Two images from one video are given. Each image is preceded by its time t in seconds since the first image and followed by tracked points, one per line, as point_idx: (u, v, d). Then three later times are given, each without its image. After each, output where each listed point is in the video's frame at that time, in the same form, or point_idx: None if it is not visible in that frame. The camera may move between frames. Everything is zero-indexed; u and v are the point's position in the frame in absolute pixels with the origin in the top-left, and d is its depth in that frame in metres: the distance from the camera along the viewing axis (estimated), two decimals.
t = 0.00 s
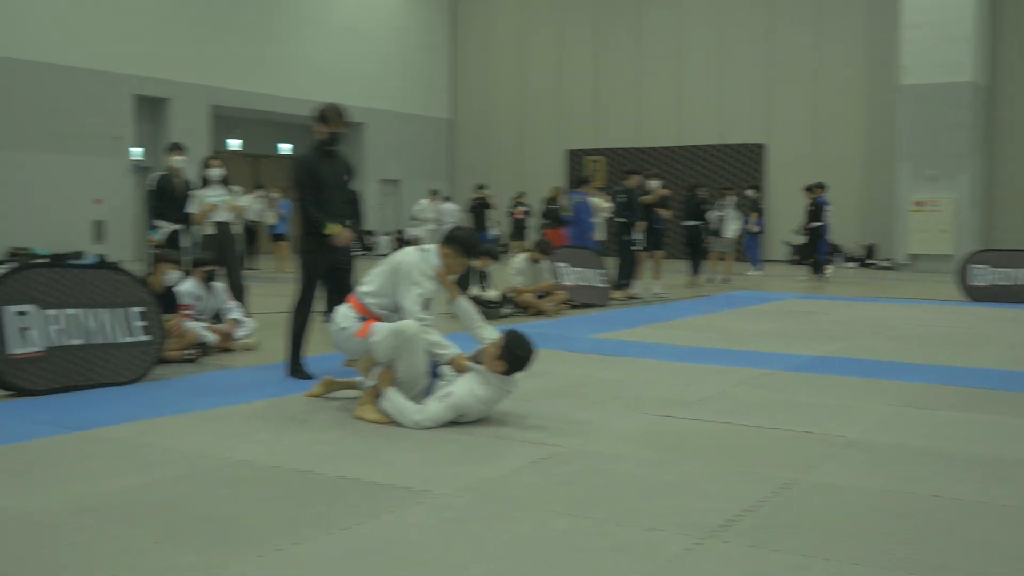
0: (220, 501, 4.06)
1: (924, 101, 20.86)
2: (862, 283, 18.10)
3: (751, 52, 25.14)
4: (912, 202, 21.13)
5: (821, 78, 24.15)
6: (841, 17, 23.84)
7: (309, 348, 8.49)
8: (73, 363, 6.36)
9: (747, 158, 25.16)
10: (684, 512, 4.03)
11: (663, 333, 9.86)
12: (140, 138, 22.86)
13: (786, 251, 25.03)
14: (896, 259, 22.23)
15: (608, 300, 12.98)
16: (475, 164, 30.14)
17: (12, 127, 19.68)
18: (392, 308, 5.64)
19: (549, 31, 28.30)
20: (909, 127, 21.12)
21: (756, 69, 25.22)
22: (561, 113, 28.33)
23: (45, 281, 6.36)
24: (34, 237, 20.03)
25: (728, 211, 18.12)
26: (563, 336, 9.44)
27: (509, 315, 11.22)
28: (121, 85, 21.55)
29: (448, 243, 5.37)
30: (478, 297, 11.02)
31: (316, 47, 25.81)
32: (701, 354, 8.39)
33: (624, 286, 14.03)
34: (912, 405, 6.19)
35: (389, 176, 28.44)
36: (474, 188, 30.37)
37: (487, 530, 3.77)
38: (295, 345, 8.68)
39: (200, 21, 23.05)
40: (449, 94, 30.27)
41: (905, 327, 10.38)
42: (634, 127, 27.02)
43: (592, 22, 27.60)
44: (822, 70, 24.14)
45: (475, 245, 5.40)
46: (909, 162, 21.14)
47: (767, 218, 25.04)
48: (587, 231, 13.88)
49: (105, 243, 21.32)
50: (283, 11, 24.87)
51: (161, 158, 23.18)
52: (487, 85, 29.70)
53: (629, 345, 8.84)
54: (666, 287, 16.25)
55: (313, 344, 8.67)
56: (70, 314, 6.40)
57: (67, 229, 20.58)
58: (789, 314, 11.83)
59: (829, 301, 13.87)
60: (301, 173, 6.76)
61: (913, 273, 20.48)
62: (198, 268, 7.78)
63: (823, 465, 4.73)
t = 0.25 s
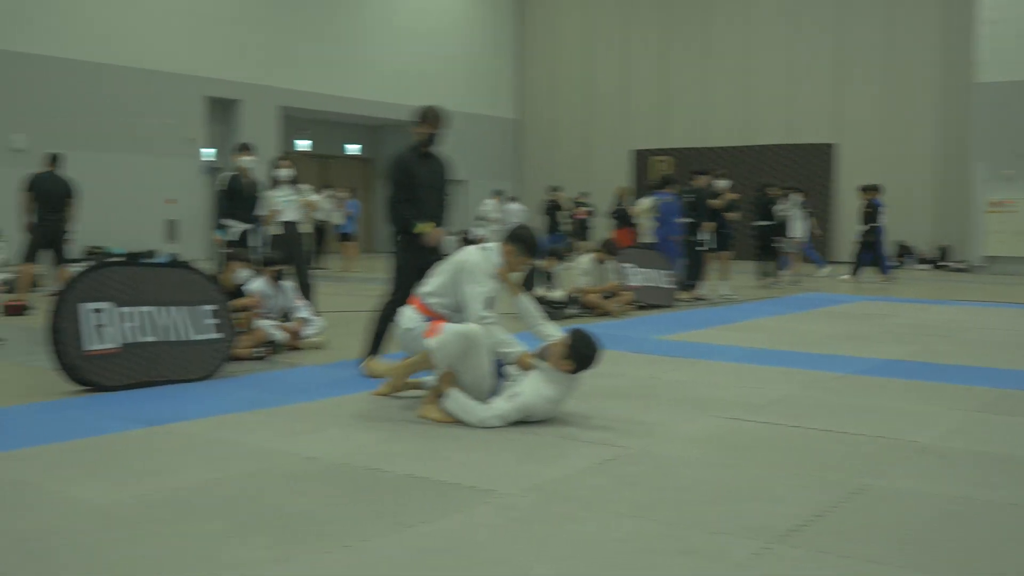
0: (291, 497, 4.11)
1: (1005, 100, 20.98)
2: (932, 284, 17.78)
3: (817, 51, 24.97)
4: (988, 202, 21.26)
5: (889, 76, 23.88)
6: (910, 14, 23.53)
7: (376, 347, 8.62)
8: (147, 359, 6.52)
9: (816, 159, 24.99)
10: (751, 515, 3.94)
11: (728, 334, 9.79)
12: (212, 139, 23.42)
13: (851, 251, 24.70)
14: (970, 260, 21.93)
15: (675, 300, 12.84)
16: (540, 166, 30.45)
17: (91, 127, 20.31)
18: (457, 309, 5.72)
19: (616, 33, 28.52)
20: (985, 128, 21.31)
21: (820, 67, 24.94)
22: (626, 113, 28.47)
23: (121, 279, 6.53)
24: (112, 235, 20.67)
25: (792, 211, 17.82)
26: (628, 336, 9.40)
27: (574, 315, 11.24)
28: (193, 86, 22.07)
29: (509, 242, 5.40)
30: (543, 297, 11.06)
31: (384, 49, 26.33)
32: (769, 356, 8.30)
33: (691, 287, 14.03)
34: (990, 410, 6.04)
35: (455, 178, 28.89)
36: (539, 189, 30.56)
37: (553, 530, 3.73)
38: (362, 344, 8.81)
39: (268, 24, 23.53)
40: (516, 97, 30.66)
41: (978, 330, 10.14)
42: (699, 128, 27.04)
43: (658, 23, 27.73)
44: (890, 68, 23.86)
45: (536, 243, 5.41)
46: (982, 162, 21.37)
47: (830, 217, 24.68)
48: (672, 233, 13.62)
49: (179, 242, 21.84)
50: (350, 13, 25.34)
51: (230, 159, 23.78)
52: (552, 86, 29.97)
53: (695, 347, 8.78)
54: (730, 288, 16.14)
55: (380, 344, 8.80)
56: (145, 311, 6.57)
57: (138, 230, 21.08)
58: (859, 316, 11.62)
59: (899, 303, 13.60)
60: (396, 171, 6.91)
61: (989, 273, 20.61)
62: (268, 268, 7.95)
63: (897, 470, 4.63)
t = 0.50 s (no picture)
0: (322, 496, 4.14)
1: None
2: (969, 284, 17.57)
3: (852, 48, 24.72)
4: None
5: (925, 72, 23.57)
6: (947, 9, 23.21)
7: (407, 346, 8.68)
8: (180, 358, 6.60)
9: (850, 158, 24.64)
10: (780, 516, 3.91)
11: (760, 334, 9.74)
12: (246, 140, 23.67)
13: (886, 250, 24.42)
14: (1007, 260, 21.65)
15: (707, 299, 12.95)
16: (571, 165, 30.45)
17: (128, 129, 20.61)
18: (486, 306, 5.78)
19: (647, 31, 28.44)
20: None
21: (855, 64, 24.69)
22: (658, 111, 28.37)
23: (154, 279, 6.62)
24: (148, 235, 21.00)
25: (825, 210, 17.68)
26: (658, 337, 9.36)
27: (605, 315, 11.24)
28: (229, 88, 22.31)
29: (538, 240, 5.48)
30: (574, 297, 11.07)
31: (415, 50, 26.47)
32: (801, 356, 8.25)
33: (722, 286, 13.86)
34: None
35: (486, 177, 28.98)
36: (570, 188, 30.56)
37: (581, 530, 3.73)
38: (392, 343, 8.87)
39: (302, 26, 23.71)
40: (547, 95, 30.68)
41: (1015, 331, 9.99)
42: (731, 126, 26.88)
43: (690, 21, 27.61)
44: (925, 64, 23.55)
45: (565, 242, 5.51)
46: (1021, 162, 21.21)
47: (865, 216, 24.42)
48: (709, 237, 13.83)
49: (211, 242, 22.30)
50: (383, 14, 25.51)
51: (265, 160, 24.04)
52: (583, 85, 29.96)
53: (725, 347, 8.75)
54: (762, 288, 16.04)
55: (411, 343, 8.86)
56: (177, 311, 6.66)
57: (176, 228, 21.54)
58: (893, 316, 11.48)
59: (936, 303, 13.43)
60: (454, 170, 7.45)
61: None
62: (298, 269, 7.99)
63: (927, 472, 4.58)
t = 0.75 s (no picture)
0: (313, 496, 4.13)
1: None
2: (957, 283, 17.66)
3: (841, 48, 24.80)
4: (1014, 201, 21.03)
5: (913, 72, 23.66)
6: (936, 9, 23.32)
7: (398, 346, 8.67)
8: (169, 358, 6.57)
9: (839, 157, 24.75)
10: (771, 515, 3.92)
11: (751, 333, 9.77)
12: (235, 139, 23.60)
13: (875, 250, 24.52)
14: (995, 259, 21.80)
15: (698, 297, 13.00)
16: (561, 164, 30.49)
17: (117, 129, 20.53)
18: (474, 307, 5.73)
19: (638, 31, 28.47)
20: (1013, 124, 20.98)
21: (844, 64, 24.77)
22: (648, 111, 28.41)
23: (143, 279, 6.59)
24: (136, 235, 20.95)
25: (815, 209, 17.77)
26: (649, 336, 9.38)
27: (595, 314, 11.27)
28: (218, 87, 22.24)
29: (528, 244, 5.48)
30: (565, 296, 11.09)
31: (405, 49, 26.43)
32: (791, 355, 8.28)
33: (712, 286, 13.90)
34: (1012, 409, 5.99)
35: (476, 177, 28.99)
36: (560, 187, 30.59)
37: (573, 530, 3.72)
38: (382, 343, 8.85)
39: (292, 25, 23.65)
40: (537, 95, 30.71)
41: (1003, 329, 10.05)
42: (720, 126, 26.94)
43: (679, 21, 27.66)
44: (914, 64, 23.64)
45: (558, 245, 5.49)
46: (1009, 161, 21.13)
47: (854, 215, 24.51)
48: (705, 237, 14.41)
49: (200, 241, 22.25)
50: (373, 13, 25.47)
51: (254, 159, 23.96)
52: (573, 84, 29.98)
53: (716, 346, 8.76)
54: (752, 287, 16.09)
55: (401, 343, 8.85)
56: (166, 310, 6.63)
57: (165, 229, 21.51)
58: (882, 315, 11.53)
59: (925, 302, 13.50)
60: (465, 172, 7.45)
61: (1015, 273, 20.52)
62: (285, 270, 7.96)
63: (916, 470, 4.60)
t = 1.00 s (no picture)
0: (313, 494, 4.13)
1: None
2: (955, 282, 17.67)
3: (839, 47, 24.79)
4: (1012, 200, 21.02)
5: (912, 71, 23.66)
6: (934, 8, 23.32)
7: (396, 345, 8.67)
8: (168, 357, 6.57)
9: (837, 156, 24.76)
10: (769, 514, 3.92)
11: (749, 332, 9.78)
12: (233, 139, 23.57)
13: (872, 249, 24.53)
14: (993, 258, 21.83)
15: (697, 296, 12.99)
16: (559, 164, 30.50)
17: (116, 128, 20.50)
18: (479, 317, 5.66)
19: (636, 30, 28.46)
20: (1011, 124, 20.99)
21: (843, 63, 24.78)
22: (646, 110, 28.41)
23: (141, 278, 6.60)
24: (135, 234, 20.93)
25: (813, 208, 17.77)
26: (647, 335, 9.39)
27: (594, 314, 11.27)
28: (217, 86, 22.22)
29: (526, 247, 5.46)
30: (563, 295, 11.10)
31: (404, 49, 26.43)
32: (789, 354, 8.29)
33: (712, 286, 13.89)
34: (1011, 408, 5.99)
35: (474, 176, 28.99)
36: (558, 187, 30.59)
37: (572, 529, 3.72)
38: (382, 342, 8.84)
39: (291, 25, 23.63)
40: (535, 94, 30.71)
41: (1001, 329, 10.06)
42: (719, 125, 26.94)
43: (678, 20, 27.66)
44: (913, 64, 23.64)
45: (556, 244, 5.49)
46: (1007, 160, 21.12)
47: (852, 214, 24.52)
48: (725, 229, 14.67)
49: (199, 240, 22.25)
50: (372, 13, 25.46)
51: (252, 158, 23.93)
52: (571, 83, 29.97)
53: (715, 345, 8.76)
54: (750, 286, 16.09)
55: (400, 342, 8.85)
56: (165, 309, 6.63)
57: (163, 229, 21.48)
58: (881, 314, 11.53)
59: (924, 301, 13.50)
60: (487, 177, 6.98)
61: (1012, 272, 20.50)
62: (285, 269, 7.95)
63: (915, 469, 4.60)
